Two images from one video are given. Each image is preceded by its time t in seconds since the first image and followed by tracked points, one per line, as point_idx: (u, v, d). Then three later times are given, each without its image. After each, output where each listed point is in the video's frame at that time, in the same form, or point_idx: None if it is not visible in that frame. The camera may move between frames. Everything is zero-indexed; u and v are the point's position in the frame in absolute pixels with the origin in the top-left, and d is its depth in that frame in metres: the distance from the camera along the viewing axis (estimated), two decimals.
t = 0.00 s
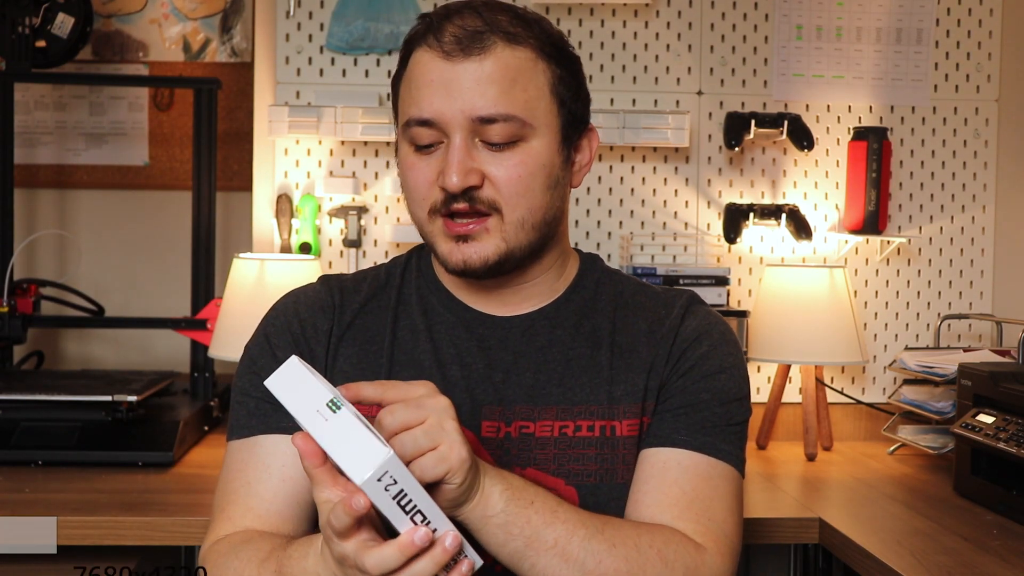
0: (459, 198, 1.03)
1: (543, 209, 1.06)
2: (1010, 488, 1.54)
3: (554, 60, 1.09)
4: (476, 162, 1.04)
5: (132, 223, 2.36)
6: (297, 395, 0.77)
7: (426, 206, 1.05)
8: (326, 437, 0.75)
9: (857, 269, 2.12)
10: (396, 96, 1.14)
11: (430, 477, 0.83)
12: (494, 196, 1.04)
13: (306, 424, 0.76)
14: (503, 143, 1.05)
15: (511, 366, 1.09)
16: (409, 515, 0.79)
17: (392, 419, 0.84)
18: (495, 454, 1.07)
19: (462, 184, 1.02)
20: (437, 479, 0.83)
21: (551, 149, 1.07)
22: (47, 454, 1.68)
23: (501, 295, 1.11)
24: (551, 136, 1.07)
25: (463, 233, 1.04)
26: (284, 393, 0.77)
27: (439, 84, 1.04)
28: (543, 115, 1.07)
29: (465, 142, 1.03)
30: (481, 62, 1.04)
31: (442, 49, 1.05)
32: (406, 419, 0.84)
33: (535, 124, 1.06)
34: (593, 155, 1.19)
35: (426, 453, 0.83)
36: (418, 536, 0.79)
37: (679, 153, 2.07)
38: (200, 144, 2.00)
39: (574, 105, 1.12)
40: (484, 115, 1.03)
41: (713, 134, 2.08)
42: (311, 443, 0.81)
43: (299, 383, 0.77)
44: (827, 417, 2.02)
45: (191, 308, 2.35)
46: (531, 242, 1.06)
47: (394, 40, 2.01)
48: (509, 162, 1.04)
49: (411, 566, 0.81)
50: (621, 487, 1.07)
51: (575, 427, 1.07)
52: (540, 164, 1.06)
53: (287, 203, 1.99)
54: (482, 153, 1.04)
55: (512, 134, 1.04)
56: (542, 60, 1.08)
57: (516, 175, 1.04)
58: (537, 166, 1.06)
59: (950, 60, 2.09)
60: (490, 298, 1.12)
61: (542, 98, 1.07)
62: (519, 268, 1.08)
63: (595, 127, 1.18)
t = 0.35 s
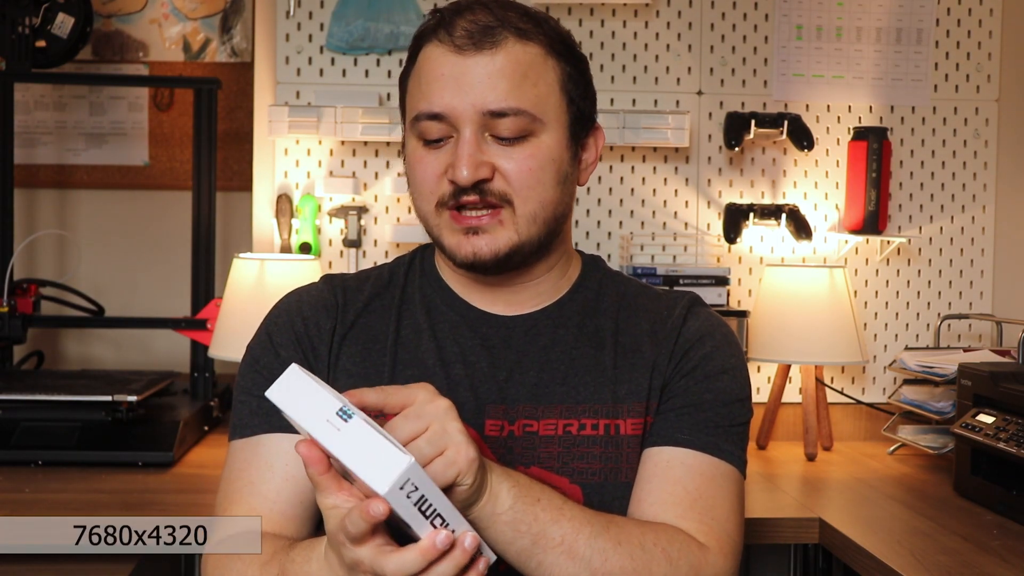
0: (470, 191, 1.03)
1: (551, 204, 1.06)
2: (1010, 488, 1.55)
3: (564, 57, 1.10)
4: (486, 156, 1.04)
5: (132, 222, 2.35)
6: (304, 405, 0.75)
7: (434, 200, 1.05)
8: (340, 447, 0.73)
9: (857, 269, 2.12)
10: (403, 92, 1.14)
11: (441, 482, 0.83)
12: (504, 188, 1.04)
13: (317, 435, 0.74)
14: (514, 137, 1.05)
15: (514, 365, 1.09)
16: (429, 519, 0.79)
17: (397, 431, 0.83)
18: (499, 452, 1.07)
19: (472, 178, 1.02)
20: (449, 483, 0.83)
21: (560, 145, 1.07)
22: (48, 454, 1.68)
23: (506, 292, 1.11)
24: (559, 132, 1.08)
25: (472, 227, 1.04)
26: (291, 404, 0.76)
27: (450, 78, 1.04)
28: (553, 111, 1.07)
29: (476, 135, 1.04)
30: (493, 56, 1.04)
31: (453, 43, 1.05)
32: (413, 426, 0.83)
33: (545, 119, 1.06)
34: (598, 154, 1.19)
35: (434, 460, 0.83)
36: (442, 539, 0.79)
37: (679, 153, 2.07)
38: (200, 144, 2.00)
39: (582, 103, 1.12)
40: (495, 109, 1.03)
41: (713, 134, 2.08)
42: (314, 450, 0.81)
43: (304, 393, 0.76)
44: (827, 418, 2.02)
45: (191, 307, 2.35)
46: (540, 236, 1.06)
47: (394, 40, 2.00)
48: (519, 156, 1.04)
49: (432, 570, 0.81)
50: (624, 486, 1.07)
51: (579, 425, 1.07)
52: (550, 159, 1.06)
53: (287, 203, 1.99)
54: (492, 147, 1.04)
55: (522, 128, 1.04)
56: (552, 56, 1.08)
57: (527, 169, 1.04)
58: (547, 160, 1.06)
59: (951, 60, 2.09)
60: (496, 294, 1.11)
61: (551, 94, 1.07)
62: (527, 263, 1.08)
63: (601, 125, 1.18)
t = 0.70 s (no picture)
0: (474, 186, 1.03)
1: (555, 199, 1.06)
2: (1010, 488, 1.55)
3: (565, 53, 1.10)
4: (490, 150, 1.04)
5: (133, 222, 2.35)
6: (305, 421, 0.75)
7: (437, 196, 1.04)
8: (344, 465, 0.73)
9: (857, 269, 2.12)
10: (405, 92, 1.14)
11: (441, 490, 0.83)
12: (508, 183, 1.03)
13: (321, 451, 0.75)
14: (517, 132, 1.05)
15: (516, 367, 1.09)
16: (435, 534, 0.79)
17: (397, 442, 0.84)
18: (501, 454, 1.07)
19: (476, 171, 1.02)
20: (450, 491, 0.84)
21: (563, 141, 1.07)
22: (49, 454, 1.68)
23: (506, 292, 1.11)
24: (562, 127, 1.08)
25: (475, 222, 1.03)
26: (291, 419, 0.76)
27: (453, 72, 1.04)
28: (555, 106, 1.07)
29: (479, 129, 1.04)
30: (495, 51, 1.04)
31: (456, 38, 1.05)
32: (415, 437, 0.84)
33: (548, 114, 1.07)
34: (599, 154, 1.19)
35: (434, 469, 0.83)
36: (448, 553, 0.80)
37: (679, 152, 2.07)
38: (200, 144, 2.00)
39: (583, 103, 1.12)
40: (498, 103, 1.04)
41: (713, 134, 2.08)
42: (316, 462, 0.80)
43: (305, 408, 0.75)
44: (828, 417, 2.02)
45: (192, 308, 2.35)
46: (543, 232, 1.06)
47: (394, 40, 2.01)
48: (523, 150, 1.04)
49: None
50: (626, 487, 1.08)
51: (581, 426, 1.07)
52: (552, 155, 1.06)
53: (287, 203, 1.99)
54: (496, 141, 1.04)
55: (525, 123, 1.05)
56: (554, 53, 1.09)
57: (530, 163, 1.04)
58: (550, 154, 1.06)
59: (951, 60, 2.09)
60: (495, 294, 1.11)
61: (554, 89, 1.08)
62: (528, 259, 1.07)
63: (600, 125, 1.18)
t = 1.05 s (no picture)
0: (501, 165, 1.04)
1: (574, 182, 1.08)
2: (1011, 488, 1.54)
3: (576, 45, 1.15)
4: (514, 130, 1.05)
5: (133, 222, 2.36)
6: (301, 431, 0.75)
7: (459, 178, 1.05)
8: (345, 475, 0.73)
9: (857, 269, 2.11)
10: (409, 87, 1.15)
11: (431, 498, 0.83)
12: (530, 163, 1.05)
13: (321, 464, 0.74)
14: (538, 112, 1.07)
15: (513, 368, 1.09)
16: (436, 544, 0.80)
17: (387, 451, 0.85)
18: (499, 457, 1.06)
19: (505, 149, 1.03)
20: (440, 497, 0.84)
21: (578, 126, 1.10)
22: (48, 454, 1.68)
23: (509, 286, 1.11)
24: (577, 114, 1.11)
25: (499, 202, 1.04)
26: (288, 430, 0.76)
27: (475, 56, 1.07)
28: (570, 93, 1.10)
29: (503, 109, 1.06)
30: (516, 36, 1.08)
31: (477, 24, 1.08)
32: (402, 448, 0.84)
33: (564, 99, 1.09)
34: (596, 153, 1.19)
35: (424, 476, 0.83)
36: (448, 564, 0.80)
37: (679, 153, 2.07)
38: (200, 144, 2.00)
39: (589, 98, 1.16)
40: (523, 83, 1.07)
41: (713, 134, 2.08)
42: (312, 474, 0.81)
43: (301, 420, 0.76)
44: (827, 418, 2.02)
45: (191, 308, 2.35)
46: (563, 212, 1.07)
47: (394, 40, 2.01)
48: (546, 131, 1.06)
49: None
50: (623, 489, 1.07)
51: (579, 427, 1.06)
52: (571, 139, 1.08)
53: (287, 203, 1.99)
54: (519, 122, 1.06)
55: (546, 104, 1.07)
56: (565, 45, 1.13)
57: (553, 142, 1.06)
58: (569, 138, 1.08)
59: (950, 59, 2.09)
60: (497, 290, 1.11)
61: (569, 77, 1.11)
62: (542, 245, 1.09)
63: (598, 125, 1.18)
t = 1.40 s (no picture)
0: (466, 195, 1.03)
1: (546, 204, 1.06)
2: (1010, 488, 1.54)
3: (554, 55, 1.10)
4: (482, 157, 1.04)
5: (133, 222, 2.36)
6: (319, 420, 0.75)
7: (429, 205, 1.05)
8: (379, 447, 0.71)
9: (857, 269, 2.12)
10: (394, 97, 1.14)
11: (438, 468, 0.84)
12: (500, 191, 1.04)
13: (349, 446, 0.72)
14: (508, 137, 1.05)
15: (513, 368, 1.09)
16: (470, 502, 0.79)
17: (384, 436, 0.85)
18: (499, 457, 1.07)
19: (469, 180, 1.02)
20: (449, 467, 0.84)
21: (554, 145, 1.07)
22: (48, 454, 1.68)
23: (500, 292, 1.11)
24: (553, 131, 1.07)
25: (468, 231, 1.04)
26: (305, 422, 0.75)
27: (442, 80, 1.04)
28: (546, 111, 1.07)
29: (470, 136, 1.04)
30: (484, 58, 1.04)
31: (445, 45, 1.05)
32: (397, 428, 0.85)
33: (538, 119, 1.06)
34: (592, 153, 1.19)
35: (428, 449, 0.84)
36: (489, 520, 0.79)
37: (679, 153, 2.07)
38: (200, 144, 2.00)
39: (573, 106, 1.12)
40: (489, 110, 1.03)
41: (713, 134, 2.08)
42: (323, 468, 0.82)
43: (314, 411, 0.75)
44: (827, 417, 2.02)
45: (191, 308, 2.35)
46: (535, 237, 1.06)
47: (394, 40, 2.01)
48: (514, 157, 1.04)
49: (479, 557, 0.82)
50: (622, 487, 1.08)
51: (577, 426, 1.06)
52: (543, 161, 1.06)
53: (287, 203, 1.99)
54: (487, 148, 1.04)
55: (516, 128, 1.04)
56: (543, 57, 1.08)
57: (520, 170, 1.04)
58: (543, 159, 1.06)
59: (950, 59, 2.09)
60: (488, 295, 1.11)
61: (544, 94, 1.07)
62: (521, 265, 1.08)
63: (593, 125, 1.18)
